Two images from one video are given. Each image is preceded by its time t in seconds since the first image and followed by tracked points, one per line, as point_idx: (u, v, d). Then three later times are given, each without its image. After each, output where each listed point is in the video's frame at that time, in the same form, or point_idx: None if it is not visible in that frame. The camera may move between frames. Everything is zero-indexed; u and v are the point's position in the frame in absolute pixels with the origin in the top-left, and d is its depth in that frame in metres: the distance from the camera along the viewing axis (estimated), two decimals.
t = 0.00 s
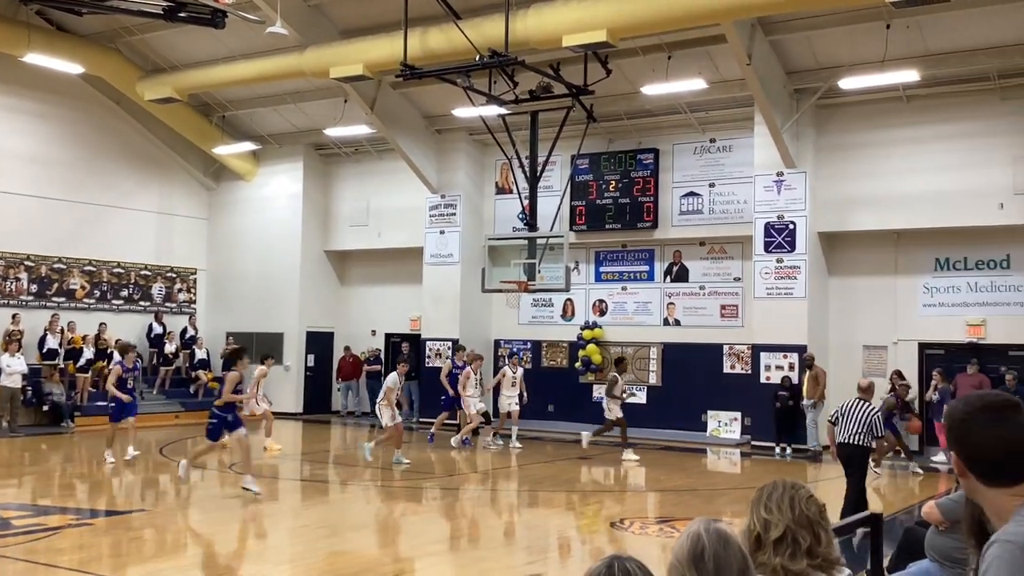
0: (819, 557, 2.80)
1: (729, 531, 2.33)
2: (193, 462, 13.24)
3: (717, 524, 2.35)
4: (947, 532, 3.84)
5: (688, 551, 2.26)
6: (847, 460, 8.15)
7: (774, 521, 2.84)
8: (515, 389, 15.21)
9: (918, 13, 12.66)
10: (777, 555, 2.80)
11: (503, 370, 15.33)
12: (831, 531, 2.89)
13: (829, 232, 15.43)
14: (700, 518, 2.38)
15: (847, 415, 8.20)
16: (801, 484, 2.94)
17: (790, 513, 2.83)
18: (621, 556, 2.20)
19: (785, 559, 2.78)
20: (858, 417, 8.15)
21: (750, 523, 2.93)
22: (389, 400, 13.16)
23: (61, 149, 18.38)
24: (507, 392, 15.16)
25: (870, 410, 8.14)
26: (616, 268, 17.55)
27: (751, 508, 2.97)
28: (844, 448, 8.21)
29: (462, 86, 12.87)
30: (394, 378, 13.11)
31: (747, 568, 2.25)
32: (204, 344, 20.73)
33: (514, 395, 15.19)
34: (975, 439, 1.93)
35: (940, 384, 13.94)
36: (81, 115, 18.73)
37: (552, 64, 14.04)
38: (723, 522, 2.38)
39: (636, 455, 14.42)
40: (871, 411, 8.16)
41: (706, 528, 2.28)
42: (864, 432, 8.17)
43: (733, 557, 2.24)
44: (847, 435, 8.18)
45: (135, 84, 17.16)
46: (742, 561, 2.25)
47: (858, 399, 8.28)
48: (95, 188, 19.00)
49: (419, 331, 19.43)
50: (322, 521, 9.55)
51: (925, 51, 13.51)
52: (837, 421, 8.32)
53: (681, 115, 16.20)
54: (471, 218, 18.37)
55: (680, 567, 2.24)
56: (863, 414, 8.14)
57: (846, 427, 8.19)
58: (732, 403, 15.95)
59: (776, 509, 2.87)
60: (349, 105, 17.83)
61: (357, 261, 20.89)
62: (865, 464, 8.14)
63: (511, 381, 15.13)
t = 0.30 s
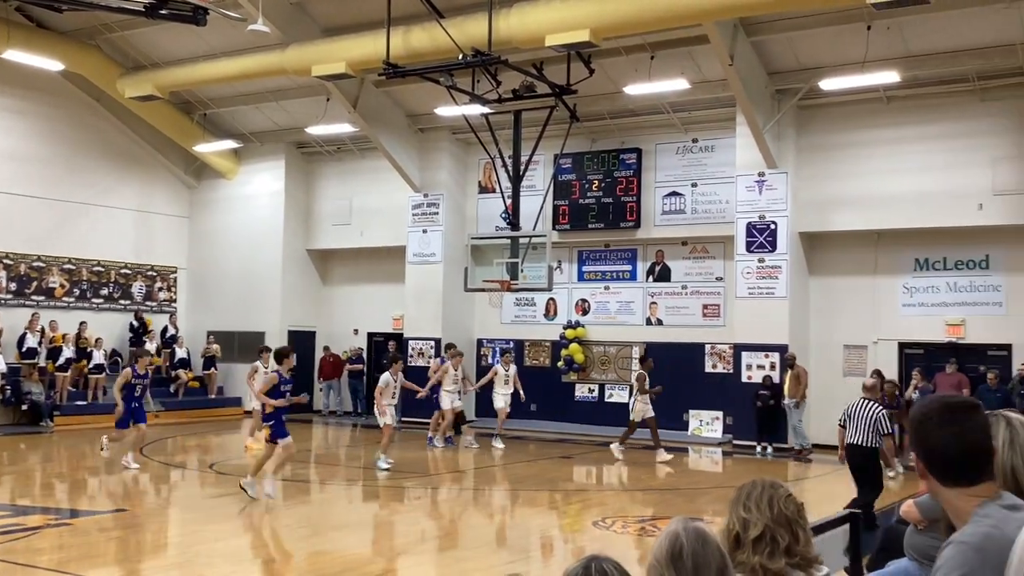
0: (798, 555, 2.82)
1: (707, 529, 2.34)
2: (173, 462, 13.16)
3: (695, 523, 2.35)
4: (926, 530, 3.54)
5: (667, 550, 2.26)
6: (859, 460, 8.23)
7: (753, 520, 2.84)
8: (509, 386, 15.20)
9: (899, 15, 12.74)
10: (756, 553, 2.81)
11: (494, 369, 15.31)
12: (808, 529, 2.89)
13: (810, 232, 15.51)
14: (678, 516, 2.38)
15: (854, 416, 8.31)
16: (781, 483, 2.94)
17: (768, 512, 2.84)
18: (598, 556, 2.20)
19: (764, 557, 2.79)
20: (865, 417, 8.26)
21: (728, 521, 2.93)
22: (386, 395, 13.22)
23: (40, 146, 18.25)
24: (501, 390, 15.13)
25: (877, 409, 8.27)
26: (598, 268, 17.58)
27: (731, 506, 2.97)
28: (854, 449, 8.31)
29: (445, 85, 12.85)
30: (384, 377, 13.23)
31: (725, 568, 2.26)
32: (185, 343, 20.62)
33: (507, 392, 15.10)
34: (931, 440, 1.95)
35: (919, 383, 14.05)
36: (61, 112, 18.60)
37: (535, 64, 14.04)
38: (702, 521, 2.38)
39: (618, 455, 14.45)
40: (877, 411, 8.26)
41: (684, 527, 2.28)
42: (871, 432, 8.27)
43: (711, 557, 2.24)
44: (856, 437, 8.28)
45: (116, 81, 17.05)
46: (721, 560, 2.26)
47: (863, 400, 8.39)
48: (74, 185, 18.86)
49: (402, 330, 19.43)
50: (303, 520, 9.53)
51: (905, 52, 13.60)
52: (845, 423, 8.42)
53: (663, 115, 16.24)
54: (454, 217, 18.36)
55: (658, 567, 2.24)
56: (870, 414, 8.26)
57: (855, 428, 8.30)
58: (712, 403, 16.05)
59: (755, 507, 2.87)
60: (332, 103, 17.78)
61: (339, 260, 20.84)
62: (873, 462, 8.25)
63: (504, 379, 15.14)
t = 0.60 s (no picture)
0: (783, 554, 2.82)
1: (693, 529, 2.34)
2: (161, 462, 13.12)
3: (680, 523, 2.36)
4: (912, 530, 3.54)
5: (653, 550, 2.27)
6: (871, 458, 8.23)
7: (739, 519, 2.85)
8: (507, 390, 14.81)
9: (886, 16, 12.79)
10: (742, 553, 2.81)
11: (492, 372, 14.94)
12: (794, 530, 2.90)
13: (798, 232, 15.55)
14: (664, 518, 2.38)
15: (867, 417, 8.35)
16: (767, 483, 2.95)
17: (755, 512, 2.84)
18: (583, 556, 2.20)
19: (750, 557, 2.79)
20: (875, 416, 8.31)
21: (714, 522, 2.94)
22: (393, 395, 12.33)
23: (27, 145, 18.15)
24: (501, 394, 14.89)
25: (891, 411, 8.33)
26: (587, 267, 17.59)
27: (717, 506, 2.97)
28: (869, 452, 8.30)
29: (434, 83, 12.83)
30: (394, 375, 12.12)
31: (710, 568, 2.26)
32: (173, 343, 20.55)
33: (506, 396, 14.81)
34: (910, 440, 1.96)
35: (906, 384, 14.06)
36: (49, 110, 18.51)
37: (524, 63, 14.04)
38: (688, 522, 2.38)
39: (607, 454, 14.45)
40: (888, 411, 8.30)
41: (670, 527, 2.28)
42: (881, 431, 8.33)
43: (697, 557, 2.24)
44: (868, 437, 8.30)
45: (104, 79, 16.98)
46: (707, 560, 2.26)
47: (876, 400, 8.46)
48: (61, 184, 18.77)
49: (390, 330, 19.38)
50: (290, 520, 9.51)
51: (892, 53, 13.65)
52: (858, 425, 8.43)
53: (653, 115, 16.25)
54: (443, 217, 18.34)
55: (644, 567, 2.24)
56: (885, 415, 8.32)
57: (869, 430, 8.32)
58: (700, 402, 16.04)
59: (741, 507, 2.87)
60: (321, 102, 17.74)
61: (328, 259, 20.80)
62: (881, 462, 8.24)
63: (502, 383, 14.77)
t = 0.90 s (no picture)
0: (778, 555, 2.82)
1: (687, 531, 2.34)
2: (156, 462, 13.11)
3: (675, 525, 2.36)
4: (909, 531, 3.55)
5: (647, 552, 2.27)
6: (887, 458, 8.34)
7: (734, 520, 2.85)
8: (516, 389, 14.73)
9: (882, 17, 12.81)
10: (737, 554, 2.82)
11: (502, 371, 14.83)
12: (789, 530, 2.90)
13: (793, 232, 15.56)
14: (658, 520, 2.38)
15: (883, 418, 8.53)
16: (761, 484, 2.95)
17: (749, 513, 2.84)
18: (574, 556, 2.21)
19: (745, 558, 2.80)
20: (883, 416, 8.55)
21: (709, 522, 2.94)
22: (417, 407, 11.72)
23: (22, 144, 18.10)
24: (507, 393, 14.70)
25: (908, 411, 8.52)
26: (583, 268, 17.59)
27: (711, 507, 2.97)
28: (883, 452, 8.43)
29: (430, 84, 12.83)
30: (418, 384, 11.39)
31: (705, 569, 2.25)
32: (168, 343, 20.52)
33: (516, 396, 14.70)
34: (907, 441, 1.96)
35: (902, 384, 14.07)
36: (44, 110, 18.47)
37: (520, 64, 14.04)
38: (681, 523, 2.38)
39: (603, 455, 14.45)
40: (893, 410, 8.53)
41: (664, 529, 2.28)
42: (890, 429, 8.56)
43: (692, 558, 2.24)
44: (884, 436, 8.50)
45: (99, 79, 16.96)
46: (701, 561, 2.26)
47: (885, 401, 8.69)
48: (56, 184, 18.73)
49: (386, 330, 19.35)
50: (285, 520, 9.50)
51: (888, 54, 13.66)
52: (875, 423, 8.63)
53: (648, 115, 16.26)
54: (439, 217, 18.33)
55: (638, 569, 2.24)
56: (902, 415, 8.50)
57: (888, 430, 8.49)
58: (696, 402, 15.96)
59: (736, 508, 2.88)
60: (317, 102, 17.72)
61: (323, 259, 20.79)
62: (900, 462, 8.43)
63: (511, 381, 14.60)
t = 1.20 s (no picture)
0: (777, 556, 2.82)
1: (681, 534, 2.40)
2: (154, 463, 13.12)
3: (668, 528, 2.42)
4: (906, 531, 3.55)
5: (641, 556, 2.34)
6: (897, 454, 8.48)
7: (732, 522, 2.85)
8: (525, 390, 14.71)
9: (880, 18, 12.82)
10: (736, 556, 2.82)
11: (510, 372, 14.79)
12: (787, 532, 2.90)
13: (792, 233, 15.57)
14: (653, 523, 2.46)
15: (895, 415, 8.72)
16: (759, 484, 2.95)
17: (748, 514, 2.84)
18: (567, 559, 2.21)
19: (743, 559, 2.80)
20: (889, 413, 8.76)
21: (706, 525, 2.94)
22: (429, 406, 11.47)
23: (20, 146, 18.09)
24: (517, 394, 14.63)
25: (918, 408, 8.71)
26: (581, 269, 17.60)
27: (709, 508, 2.97)
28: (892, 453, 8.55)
29: (428, 85, 12.84)
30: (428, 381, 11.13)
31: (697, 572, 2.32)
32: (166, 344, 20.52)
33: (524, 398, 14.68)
34: (911, 442, 1.97)
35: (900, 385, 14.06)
36: (42, 111, 18.45)
37: (519, 65, 14.04)
38: (675, 526, 2.44)
39: (602, 456, 14.45)
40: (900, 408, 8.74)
41: (658, 533, 2.35)
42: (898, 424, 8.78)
43: (685, 560, 2.31)
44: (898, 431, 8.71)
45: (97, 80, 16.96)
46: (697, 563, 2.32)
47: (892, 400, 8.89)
48: (54, 185, 18.72)
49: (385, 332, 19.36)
50: (283, 522, 9.50)
51: (886, 56, 13.67)
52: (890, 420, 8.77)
53: (647, 116, 16.26)
54: (438, 219, 18.34)
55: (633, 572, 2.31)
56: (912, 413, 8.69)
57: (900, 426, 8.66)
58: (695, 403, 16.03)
59: (734, 510, 2.88)
60: (315, 103, 17.71)
61: (322, 260, 20.79)
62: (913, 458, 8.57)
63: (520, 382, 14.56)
